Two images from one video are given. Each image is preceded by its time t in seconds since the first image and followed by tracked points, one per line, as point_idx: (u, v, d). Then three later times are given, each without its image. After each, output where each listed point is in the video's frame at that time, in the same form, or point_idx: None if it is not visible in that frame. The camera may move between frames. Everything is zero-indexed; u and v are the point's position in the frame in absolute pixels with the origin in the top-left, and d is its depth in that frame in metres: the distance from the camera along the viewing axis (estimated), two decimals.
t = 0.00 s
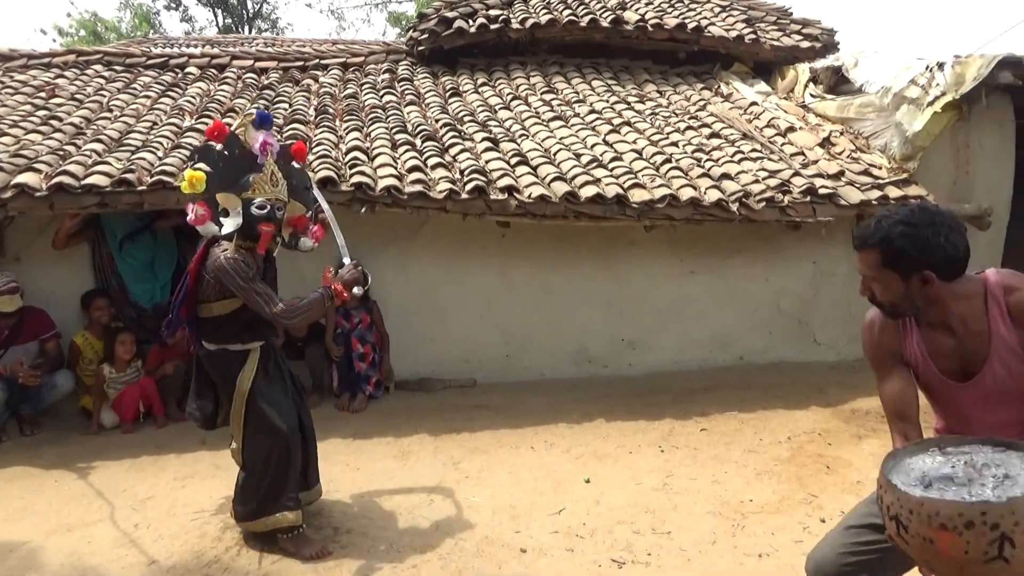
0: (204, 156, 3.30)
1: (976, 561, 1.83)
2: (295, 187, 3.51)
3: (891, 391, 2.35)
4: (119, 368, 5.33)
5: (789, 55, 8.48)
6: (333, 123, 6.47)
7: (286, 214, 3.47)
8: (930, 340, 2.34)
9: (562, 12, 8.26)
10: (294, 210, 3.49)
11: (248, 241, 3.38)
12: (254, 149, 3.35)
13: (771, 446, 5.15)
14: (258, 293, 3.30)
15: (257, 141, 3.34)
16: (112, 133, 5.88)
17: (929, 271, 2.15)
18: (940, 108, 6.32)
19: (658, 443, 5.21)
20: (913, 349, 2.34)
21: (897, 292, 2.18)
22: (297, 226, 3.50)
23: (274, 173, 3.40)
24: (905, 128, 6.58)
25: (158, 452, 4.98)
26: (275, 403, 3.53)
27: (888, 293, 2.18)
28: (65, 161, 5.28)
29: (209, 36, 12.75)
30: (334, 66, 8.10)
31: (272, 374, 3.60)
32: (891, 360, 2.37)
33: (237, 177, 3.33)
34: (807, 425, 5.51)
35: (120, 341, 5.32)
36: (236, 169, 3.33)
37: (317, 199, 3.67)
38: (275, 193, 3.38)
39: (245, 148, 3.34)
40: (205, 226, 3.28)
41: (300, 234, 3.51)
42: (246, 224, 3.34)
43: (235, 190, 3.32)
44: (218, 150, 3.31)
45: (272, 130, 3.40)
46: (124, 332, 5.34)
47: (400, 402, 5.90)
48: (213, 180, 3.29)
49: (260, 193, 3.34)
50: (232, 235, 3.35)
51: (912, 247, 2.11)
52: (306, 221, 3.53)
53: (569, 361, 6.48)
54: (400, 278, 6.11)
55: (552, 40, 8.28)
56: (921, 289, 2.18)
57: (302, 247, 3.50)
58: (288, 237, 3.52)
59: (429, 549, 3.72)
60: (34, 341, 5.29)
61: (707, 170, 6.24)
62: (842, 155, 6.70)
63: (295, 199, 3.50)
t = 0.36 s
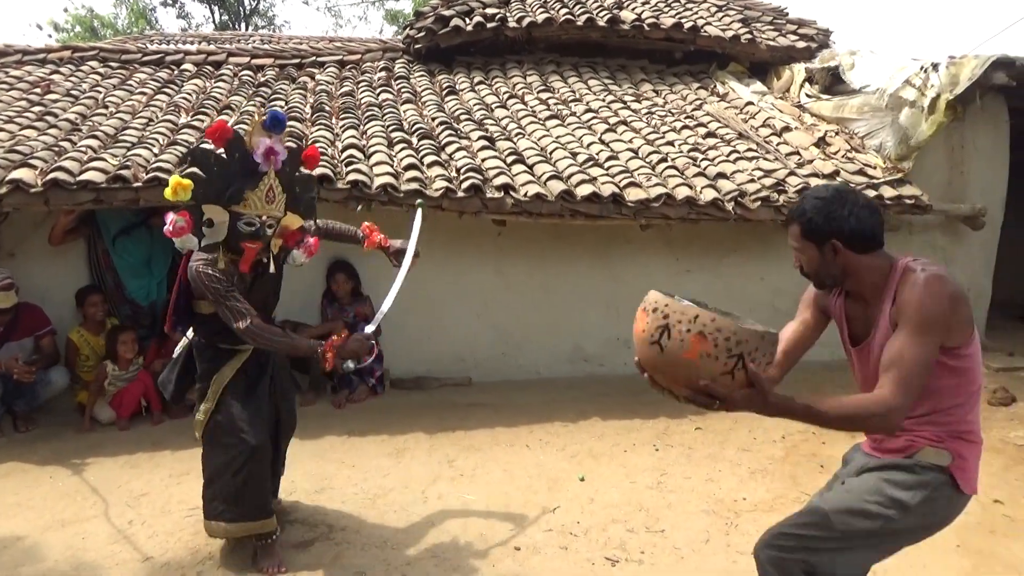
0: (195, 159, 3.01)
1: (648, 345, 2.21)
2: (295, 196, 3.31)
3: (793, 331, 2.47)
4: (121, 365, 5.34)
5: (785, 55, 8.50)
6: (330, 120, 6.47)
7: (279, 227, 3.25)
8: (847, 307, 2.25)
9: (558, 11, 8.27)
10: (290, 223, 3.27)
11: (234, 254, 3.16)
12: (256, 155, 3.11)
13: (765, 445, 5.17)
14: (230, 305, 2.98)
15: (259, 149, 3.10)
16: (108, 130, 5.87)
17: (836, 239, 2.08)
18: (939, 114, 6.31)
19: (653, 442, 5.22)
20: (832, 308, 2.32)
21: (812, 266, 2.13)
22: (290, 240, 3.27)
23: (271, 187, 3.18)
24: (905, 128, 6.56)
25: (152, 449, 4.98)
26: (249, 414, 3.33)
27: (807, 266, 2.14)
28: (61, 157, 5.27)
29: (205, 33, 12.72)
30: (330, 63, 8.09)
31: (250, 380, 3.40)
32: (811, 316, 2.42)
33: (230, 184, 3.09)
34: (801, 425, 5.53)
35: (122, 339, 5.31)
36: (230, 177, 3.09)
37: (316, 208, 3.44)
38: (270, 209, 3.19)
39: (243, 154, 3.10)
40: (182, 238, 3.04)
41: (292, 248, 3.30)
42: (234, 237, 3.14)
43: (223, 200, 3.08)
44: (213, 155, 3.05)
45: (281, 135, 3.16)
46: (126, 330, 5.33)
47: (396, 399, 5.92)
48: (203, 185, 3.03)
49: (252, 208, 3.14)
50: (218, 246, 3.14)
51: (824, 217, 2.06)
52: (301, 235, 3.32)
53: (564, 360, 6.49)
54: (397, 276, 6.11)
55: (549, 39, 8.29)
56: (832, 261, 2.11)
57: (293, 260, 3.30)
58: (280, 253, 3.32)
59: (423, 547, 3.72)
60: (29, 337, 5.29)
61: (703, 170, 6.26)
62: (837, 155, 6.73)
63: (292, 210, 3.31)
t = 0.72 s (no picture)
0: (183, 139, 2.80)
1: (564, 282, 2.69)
2: (296, 191, 3.00)
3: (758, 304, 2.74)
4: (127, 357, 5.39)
5: (785, 56, 8.51)
6: (330, 119, 6.47)
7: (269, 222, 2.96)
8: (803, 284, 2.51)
9: (559, 11, 8.28)
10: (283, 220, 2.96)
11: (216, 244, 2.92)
12: (250, 144, 2.89)
13: (762, 446, 5.18)
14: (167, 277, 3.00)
15: (254, 137, 2.88)
16: (108, 127, 5.88)
17: (780, 227, 2.35)
18: (934, 116, 6.34)
19: (650, 442, 5.23)
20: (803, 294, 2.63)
21: (761, 252, 2.42)
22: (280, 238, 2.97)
23: (258, 179, 2.90)
24: (901, 131, 6.60)
25: (150, 446, 4.98)
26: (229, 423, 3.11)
27: (757, 253, 2.44)
28: (60, 154, 5.27)
29: (206, 31, 12.72)
30: (331, 62, 8.10)
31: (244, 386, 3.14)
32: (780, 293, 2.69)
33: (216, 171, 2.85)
34: (798, 426, 5.54)
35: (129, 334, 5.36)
36: (222, 165, 2.86)
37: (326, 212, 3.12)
38: (257, 203, 2.90)
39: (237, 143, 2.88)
40: (159, 218, 2.73)
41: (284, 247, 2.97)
42: (215, 226, 2.88)
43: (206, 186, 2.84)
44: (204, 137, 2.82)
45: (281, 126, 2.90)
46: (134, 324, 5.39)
47: (394, 398, 5.93)
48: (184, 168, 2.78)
49: (234, 198, 2.87)
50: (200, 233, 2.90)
51: (767, 207, 2.37)
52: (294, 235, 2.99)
53: (562, 360, 6.50)
54: (396, 274, 6.12)
55: (549, 39, 8.29)
56: (777, 246, 2.38)
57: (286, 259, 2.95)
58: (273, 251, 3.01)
59: (420, 546, 3.73)
60: (28, 334, 5.29)
61: (702, 171, 6.27)
62: (836, 156, 6.73)
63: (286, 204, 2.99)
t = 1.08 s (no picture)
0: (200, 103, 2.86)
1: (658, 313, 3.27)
2: (304, 161, 2.91)
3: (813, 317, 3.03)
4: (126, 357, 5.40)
5: (789, 57, 8.50)
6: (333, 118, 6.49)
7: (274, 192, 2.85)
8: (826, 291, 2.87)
9: (562, 12, 8.28)
10: (288, 191, 2.85)
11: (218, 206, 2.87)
12: (261, 107, 2.86)
13: (763, 447, 5.17)
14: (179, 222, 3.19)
15: (264, 101, 2.85)
16: (111, 126, 5.90)
17: (797, 237, 2.74)
18: (939, 118, 6.36)
19: (652, 443, 5.23)
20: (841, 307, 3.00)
21: (785, 264, 2.79)
22: (284, 210, 2.84)
23: (260, 136, 2.83)
24: (906, 133, 6.57)
25: (152, 444, 5.00)
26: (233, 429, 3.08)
27: (779, 262, 2.81)
28: (64, 152, 5.29)
29: (211, 30, 12.73)
30: (334, 62, 8.11)
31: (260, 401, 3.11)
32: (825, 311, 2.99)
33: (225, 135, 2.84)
34: (800, 427, 5.54)
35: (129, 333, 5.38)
36: (233, 127, 2.84)
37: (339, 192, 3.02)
38: (257, 160, 2.82)
39: (250, 108, 2.85)
40: (162, 176, 2.86)
41: (288, 221, 2.86)
42: (220, 189, 2.84)
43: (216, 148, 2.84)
44: (217, 101, 2.84)
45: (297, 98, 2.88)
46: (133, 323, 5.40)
47: (396, 397, 5.94)
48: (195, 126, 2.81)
49: (236, 155, 2.82)
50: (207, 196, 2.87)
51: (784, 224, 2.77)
52: (300, 210, 2.87)
53: (563, 360, 6.51)
54: (398, 274, 6.13)
55: (552, 39, 8.29)
56: (796, 255, 2.76)
57: (289, 236, 2.85)
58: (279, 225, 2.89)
59: (420, 545, 3.74)
60: (31, 331, 5.31)
61: (704, 171, 6.27)
62: (839, 158, 6.73)
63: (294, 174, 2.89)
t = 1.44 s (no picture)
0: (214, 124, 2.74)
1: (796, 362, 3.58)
2: (320, 178, 2.70)
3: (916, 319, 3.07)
4: (128, 358, 5.41)
5: (791, 57, 8.49)
6: (335, 119, 6.50)
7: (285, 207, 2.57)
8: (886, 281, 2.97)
9: (564, 12, 8.27)
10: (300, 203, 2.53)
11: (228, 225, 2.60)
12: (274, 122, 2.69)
13: (765, 447, 5.17)
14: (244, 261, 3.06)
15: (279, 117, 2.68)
16: (114, 126, 5.90)
17: (837, 229, 3.04)
18: (941, 119, 6.32)
19: (653, 442, 5.22)
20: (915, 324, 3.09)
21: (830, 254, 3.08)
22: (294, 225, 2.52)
23: (274, 147, 2.65)
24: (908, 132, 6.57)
25: (154, 444, 5.00)
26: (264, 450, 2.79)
27: (826, 251, 3.11)
28: (66, 153, 5.29)
29: (213, 31, 12.74)
30: (336, 62, 8.11)
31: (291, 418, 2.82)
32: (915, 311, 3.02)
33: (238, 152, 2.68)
34: (802, 427, 5.53)
35: (131, 334, 5.39)
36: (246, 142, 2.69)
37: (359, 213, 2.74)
38: (269, 170, 2.61)
39: (263, 126, 2.71)
40: (168, 193, 2.71)
41: (299, 238, 2.55)
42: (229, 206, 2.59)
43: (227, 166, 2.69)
44: (230, 121, 2.72)
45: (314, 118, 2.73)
46: (136, 325, 5.42)
47: (398, 397, 5.95)
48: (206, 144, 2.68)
49: (247, 167, 2.62)
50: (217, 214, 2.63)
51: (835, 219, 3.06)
52: (313, 224, 2.56)
53: (565, 360, 6.51)
54: (400, 274, 6.13)
55: (554, 39, 8.29)
56: (838, 245, 3.04)
57: (300, 252, 2.53)
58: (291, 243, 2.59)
59: (422, 544, 3.74)
60: (33, 332, 5.31)
61: (706, 171, 6.26)
62: (841, 158, 6.72)
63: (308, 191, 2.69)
